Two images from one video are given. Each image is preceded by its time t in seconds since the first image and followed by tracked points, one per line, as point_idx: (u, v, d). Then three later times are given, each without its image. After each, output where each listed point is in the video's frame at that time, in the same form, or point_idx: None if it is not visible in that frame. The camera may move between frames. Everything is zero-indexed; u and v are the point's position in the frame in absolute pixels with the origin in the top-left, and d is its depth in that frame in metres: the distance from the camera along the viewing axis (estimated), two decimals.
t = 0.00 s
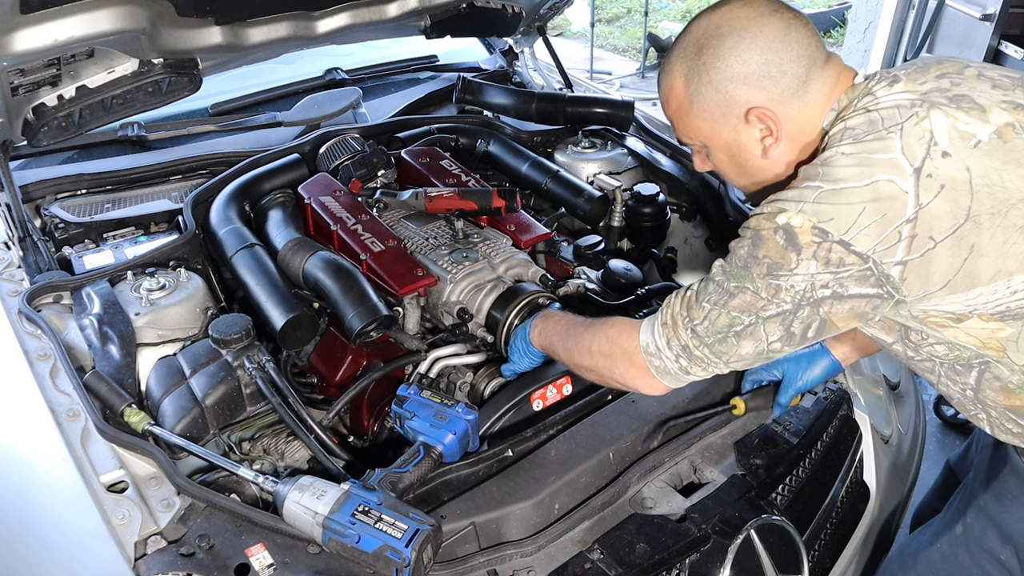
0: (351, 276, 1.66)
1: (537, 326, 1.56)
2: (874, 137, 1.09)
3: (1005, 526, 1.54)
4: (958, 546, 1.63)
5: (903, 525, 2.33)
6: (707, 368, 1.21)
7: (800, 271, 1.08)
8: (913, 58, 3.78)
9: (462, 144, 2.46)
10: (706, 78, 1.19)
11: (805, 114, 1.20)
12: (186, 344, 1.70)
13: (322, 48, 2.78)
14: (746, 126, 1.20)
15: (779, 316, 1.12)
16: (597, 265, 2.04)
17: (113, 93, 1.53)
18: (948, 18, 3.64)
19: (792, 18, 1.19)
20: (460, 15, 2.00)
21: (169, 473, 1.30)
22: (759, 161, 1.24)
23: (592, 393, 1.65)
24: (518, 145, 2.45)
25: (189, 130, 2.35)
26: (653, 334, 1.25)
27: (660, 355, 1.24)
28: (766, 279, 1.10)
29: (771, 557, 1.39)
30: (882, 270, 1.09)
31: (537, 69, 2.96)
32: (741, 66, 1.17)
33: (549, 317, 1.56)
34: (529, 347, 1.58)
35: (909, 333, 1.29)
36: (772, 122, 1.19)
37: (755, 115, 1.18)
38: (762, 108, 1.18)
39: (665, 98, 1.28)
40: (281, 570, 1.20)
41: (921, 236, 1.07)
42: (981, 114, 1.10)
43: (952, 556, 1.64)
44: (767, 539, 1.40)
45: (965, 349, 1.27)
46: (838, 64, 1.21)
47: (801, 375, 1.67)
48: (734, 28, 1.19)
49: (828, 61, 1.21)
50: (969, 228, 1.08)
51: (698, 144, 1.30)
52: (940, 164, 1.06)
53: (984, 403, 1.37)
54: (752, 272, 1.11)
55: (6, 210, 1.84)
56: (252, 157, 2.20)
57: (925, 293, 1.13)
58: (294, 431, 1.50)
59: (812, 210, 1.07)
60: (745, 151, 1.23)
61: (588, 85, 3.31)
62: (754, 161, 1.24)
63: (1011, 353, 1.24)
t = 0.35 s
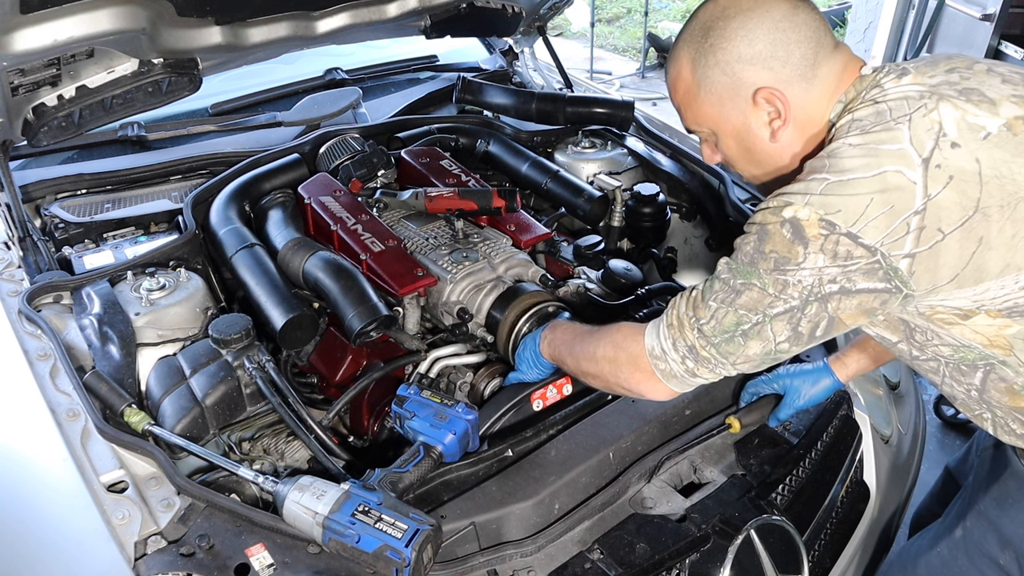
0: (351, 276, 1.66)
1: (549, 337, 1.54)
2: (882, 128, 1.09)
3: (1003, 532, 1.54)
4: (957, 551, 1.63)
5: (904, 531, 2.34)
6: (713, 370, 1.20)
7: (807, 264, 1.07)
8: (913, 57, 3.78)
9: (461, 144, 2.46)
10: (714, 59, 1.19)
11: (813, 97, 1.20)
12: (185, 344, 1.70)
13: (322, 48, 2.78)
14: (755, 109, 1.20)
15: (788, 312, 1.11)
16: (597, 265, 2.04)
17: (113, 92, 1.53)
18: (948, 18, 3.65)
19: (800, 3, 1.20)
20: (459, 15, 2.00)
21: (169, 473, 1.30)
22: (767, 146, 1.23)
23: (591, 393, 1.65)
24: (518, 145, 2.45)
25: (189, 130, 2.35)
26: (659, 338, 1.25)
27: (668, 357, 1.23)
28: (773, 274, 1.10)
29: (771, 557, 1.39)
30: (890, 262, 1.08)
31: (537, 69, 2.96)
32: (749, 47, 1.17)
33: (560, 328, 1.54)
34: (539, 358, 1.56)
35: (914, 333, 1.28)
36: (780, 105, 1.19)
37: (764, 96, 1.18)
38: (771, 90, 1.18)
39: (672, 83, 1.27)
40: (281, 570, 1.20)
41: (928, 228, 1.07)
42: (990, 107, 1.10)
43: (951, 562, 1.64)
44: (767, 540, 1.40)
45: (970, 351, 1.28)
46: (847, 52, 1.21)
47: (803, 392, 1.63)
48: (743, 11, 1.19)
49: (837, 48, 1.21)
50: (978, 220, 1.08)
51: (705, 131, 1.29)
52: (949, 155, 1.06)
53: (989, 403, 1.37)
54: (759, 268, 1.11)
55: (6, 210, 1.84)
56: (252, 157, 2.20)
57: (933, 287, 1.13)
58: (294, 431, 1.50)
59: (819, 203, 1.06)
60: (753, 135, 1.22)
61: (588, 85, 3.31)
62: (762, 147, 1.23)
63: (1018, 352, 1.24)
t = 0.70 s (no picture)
0: (351, 275, 1.66)
1: (554, 343, 1.52)
2: (882, 126, 1.09)
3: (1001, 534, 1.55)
4: (953, 553, 1.62)
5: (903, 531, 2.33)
6: (717, 375, 1.20)
7: (807, 264, 1.07)
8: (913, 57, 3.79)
9: (461, 144, 2.46)
10: (718, 47, 1.19)
11: (815, 93, 1.20)
12: (186, 344, 1.70)
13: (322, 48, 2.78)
14: (755, 100, 1.20)
15: (789, 313, 1.11)
16: (597, 265, 2.04)
17: (112, 92, 1.53)
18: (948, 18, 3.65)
19: None
20: (459, 15, 2.00)
21: (169, 473, 1.30)
22: (765, 138, 1.23)
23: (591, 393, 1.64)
24: (518, 144, 2.45)
25: (189, 130, 2.35)
26: (661, 342, 1.25)
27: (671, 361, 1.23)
28: (773, 274, 1.10)
29: (771, 557, 1.39)
30: (890, 262, 1.08)
31: (537, 69, 2.96)
32: (754, 37, 1.17)
33: (565, 335, 1.53)
34: (542, 364, 1.54)
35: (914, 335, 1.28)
36: (781, 98, 1.19)
37: (764, 88, 1.18)
38: (772, 83, 1.18)
39: (676, 68, 1.28)
40: (281, 570, 1.20)
41: (929, 227, 1.07)
42: (992, 106, 1.10)
43: (947, 563, 1.63)
44: (767, 540, 1.40)
45: (970, 355, 1.27)
46: (853, 50, 1.21)
47: (810, 407, 1.63)
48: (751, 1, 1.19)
49: (843, 44, 1.21)
50: (979, 219, 1.08)
51: (705, 118, 1.29)
52: (951, 153, 1.06)
53: (988, 408, 1.37)
54: (761, 269, 1.11)
55: (6, 209, 1.84)
56: (252, 157, 2.20)
57: (934, 287, 1.13)
58: (294, 431, 1.50)
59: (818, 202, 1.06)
60: (751, 126, 1.23)
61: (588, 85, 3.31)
62: (760, 138, 1.24)
63: (1018, 355, 1.24)
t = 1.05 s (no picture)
0: (351, 275, 1.66)
1: (558, 347, 1.51)
2: (869, 112, 1.09)
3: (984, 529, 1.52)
4: (937, 548, 1.57)
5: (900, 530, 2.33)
6: (721, 377, 1.19)
7: (798, 255, 1.08)
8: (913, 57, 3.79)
9: (461, 144, 2.46)
10: (711, 29, 1.20)
11: (806, 80, 1.20)
12: (185, 344, 1.70)
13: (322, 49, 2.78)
14: (745, 84, 1.20)
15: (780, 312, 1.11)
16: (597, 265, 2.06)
17: (112, 93, 1.53)
18: (948, 18, 3.66)
19: None
20: (459, 14, 2.00)
21: (169, 473, 1.30)
22: (753, 123, 1.23)
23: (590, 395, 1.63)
24: (518, 144, 2.45)
25: (189, 130, 2.35)
26: (664, 348, 1.24)
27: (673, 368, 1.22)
28: (767, 267, 1.10)
29: (771, 557, 1.40)
30: (879, 250, 1.08)
31: (537, 69, 2.96)
32: (747, 21, 1.17)
33: (568, 339, 1.52)
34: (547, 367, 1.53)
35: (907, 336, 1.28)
36: (771, 83, 1.19)
37: (754, 72, 1.18)
38: (763, 67, 1.18)
39: (671, 49, 1.28)
40: (281, 570, 1.20)
41: (915, 215, 1.06)
42: (980, 98, 1.11)
43: (930, 559, 1.57)
44: (767, 540, 1.40)
45: (955, 351, 1.25)
46: (847, 40, 1.21)
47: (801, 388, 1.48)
48: None
49: (838, 33, 1.21)
50: (965, 208, 1.08)
51: (697, 101, 1.29)
52: (937, 141, 1.06)
53: (973, 405, 1.36)
54: (751, 262, 1.11)
55: (6, 210, 1.84)
56: (252, 157, 2.20)
57: (921, 275, 1.12)
58: (294, 431, 1.50)
59: (805, 188, 1.07)
60: (741, 110, 1.23)
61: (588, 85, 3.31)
62: (749, 123, 1.24)
63: (1003, 350, 1.23)
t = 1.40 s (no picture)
0: (351, 275, 1.66)
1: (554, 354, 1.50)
2: (833, 110, 1.09)
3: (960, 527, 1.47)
4: (915, 546, 1.53)
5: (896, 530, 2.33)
6: (712, 394, 1.19)
7: (769, 261, 1.08)
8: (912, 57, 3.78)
9: (462, 144, 2.46)
10: (677, 27, 1.20)
11: (772, 79, 1.19)
12: (186, 344, 1.70)
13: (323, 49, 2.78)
14: (711, 83, 1.20)
15: (757, 321, 1.11)
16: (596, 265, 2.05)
17: (113, 93, 1.53)
18: (948, 18, 3.65)
19: None
20: (460, 15, 2.00)
21: (169, 473, 1.30)
22: (720, 121, 1.23)
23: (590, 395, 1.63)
24: (518, 144, 2.45)
25: (189, 130, 2.35)
26: (652, 369, 1.23)
27: (665, 389, 1.22)
28: (739, 276, 1.10)
29: (772, 557, 1.40)
30: (849, 251, 1.08)
31: (538, 69, 2.95)
32: (713, 19, 1.17)
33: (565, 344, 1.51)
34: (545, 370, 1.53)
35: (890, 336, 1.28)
36: (736, 82, 1.19)
37: (719, 71, 1.18)
38: (728, 66, 1.18)
39: (642, 46, 1.28)
40: (281, 570, 1.20)
41: (881, 213, 1.06)
42: (943, 95, 1.11)
43: (908, 558, 1.53)
44: (767, 540, 1.40)
45: (926, 350, 1.24)
46: (814, 38, 1.20)
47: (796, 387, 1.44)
48: None
49: (806, 32, 1.20)
50: (928, 205, 1.08)
51: (668, 98, 1.30)
52: (900, 139, 1.07)
53: (946, 402, 1.33)
54: (726, 273, 1.11)
55: (6, 209, 1.84)
56: (252, 157, 2.19)
57: (889, 274, 1.11)
58: (294, 431, 1.50)
59: (771, 191, 1.07)
60: (708, 108, 1.23)
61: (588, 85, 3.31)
62: (715, 121, 1.24)
63: (972, 348, 1.21)
